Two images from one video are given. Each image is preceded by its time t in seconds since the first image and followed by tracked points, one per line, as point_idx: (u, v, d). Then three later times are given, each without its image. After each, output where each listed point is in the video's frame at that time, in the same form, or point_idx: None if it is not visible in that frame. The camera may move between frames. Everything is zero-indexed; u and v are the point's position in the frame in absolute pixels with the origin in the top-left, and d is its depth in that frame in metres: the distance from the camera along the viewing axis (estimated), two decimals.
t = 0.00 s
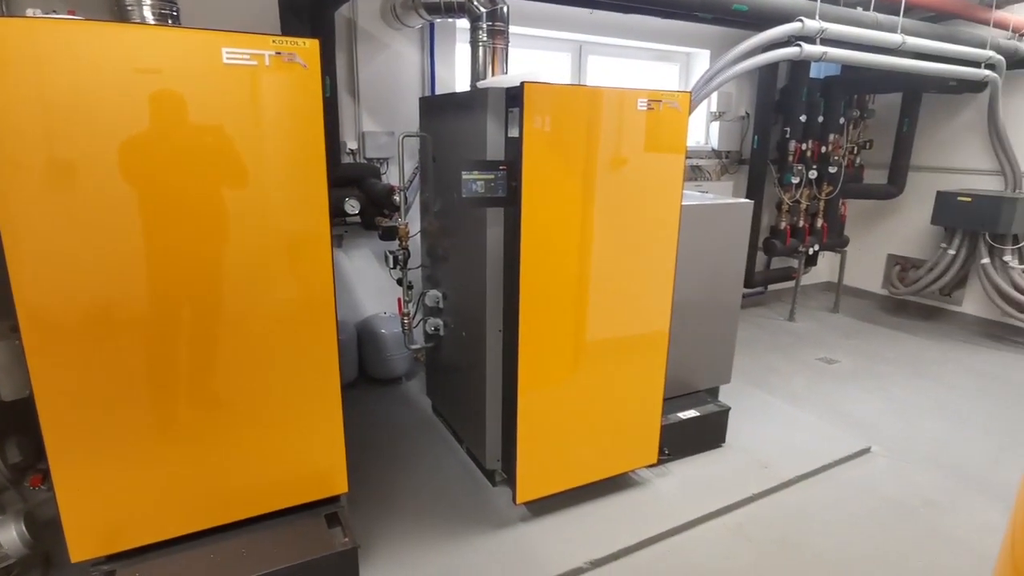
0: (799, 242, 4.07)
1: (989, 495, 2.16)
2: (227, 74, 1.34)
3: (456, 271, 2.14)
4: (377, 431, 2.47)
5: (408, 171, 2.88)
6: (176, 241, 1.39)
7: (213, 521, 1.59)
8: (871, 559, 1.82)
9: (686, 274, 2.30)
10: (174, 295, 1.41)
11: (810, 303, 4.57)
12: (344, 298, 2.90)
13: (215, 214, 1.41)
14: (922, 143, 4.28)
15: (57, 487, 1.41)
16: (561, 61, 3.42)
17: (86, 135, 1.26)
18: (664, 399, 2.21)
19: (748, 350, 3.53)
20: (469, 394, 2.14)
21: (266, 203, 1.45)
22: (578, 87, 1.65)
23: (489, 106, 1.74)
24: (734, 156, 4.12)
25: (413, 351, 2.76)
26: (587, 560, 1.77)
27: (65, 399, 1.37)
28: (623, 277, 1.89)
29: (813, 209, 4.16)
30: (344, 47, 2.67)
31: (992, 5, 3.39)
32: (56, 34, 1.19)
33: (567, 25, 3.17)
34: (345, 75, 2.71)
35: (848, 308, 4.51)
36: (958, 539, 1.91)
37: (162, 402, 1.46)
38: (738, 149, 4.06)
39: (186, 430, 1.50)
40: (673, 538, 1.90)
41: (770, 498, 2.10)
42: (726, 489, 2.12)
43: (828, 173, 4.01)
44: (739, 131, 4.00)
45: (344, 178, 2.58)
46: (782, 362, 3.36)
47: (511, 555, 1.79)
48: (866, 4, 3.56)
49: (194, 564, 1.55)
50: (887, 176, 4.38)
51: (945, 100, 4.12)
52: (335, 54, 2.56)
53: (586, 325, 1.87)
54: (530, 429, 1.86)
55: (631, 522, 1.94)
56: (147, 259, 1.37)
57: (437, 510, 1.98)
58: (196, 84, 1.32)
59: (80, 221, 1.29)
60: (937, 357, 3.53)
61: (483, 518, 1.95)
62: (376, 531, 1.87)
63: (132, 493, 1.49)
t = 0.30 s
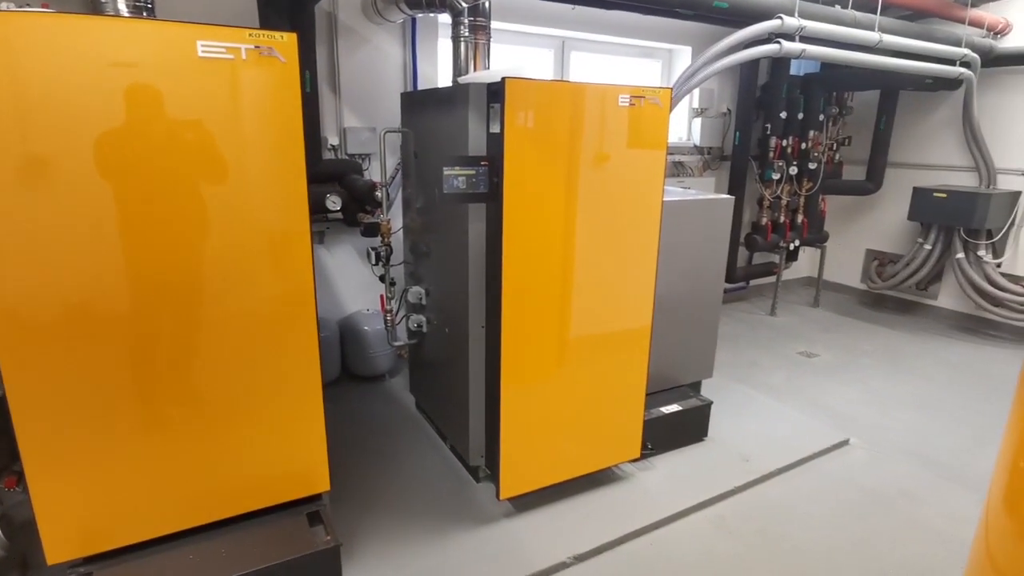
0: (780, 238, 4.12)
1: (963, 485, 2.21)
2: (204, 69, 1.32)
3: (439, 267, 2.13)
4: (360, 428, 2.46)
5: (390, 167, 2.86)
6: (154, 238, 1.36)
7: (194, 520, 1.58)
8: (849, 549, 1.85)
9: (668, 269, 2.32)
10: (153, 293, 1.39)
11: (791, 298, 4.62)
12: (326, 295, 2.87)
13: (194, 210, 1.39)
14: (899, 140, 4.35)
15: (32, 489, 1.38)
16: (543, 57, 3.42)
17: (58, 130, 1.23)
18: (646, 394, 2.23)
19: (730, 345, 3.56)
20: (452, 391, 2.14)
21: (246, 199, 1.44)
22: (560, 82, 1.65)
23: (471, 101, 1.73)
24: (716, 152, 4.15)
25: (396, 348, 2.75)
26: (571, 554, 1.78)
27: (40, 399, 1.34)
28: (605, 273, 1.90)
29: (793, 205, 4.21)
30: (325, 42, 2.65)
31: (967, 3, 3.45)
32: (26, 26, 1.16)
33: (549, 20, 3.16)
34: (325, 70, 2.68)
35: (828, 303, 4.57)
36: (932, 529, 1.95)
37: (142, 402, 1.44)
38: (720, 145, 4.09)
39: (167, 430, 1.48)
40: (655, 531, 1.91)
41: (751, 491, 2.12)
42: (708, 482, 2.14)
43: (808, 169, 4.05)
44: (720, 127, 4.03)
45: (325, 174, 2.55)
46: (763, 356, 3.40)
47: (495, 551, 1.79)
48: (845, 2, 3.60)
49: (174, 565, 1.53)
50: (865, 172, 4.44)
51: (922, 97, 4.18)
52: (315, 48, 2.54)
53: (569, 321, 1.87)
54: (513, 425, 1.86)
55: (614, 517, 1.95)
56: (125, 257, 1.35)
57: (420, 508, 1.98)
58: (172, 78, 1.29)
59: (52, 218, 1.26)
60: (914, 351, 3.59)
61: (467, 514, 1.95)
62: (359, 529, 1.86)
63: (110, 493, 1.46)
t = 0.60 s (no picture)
0: (774, 237, 4.14)
1: (956, 483, 2.21)
2: (194, 66, 1.31)
3: (432, 266, 2.12)
4: (354, 428, 2.45)
5: (383, 166, 2.84)
6: (146, 237, 1.35)
7: (187, 522, 1.56)
8: (842, 547, 1.85)
9: (662, 268, 2.32)
10: (145, 293, 1.38)
11: (785, 297, 4.63)
12: (319, 294, 2.86)
13: (187, 208, 1.38)
14: (893, 138, 4.36)
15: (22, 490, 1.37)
16: (538, 56, 3.41)
17: (46, 128, 1.21)
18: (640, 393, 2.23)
19: (725, 343, 3.57)
20: (446, 390, 2.13)
21: (239, 198, 1.42)
22: (553, 81, 1.64)
23: (464, 100, 1.72)
24: (710, 151, 4.15)
25: (390, 347, 2.74)
26: (566, 554, 1.77)
27: (30, 399, 1.32)
28: (599, 272, 1.89)
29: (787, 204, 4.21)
30: (318, 40, 2.63)
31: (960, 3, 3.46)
32: (14, 23, 1.15)
33: (543, 18, 3.16)
34: (318, 68, 2.67)
35: (822, 301, 4.58)
36: (926, 528, 1.96)
37: (133, 403, 1.42)
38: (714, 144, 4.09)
39: (159, 430, 1.47)
40: (650, 531, 1.91)
41: (745, 490, 2.13)
42: (702, 481, 2.15)
43: (802, 168, 4.06)
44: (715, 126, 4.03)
45: (319, 173, 2.54)
46: (757, 355, 3.41)
47: (489, 551, 1.79)
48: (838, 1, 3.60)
49: (166, 567, 1.52)
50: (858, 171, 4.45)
51: (915, 96, 4.19)
52: (308, 46, 2.52)
53: (563, 320, 1.87)
54: (507, 424, 1.85)
55: (609, 516, 1.95)
56: (116, 255, 1.33)
57: (415, 508, 1.97)
58: (162, 75, 1.28)
59: (41, 217, 1.25)
60: (907, 349, 3.60)
61: (461, 514, 1.94)
62: (353, 530, 1.85)
63: (101, 495, 1.45)
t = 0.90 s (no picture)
0: (763, 234, 4.15)
1: (943, 478, 2.24)
2: (178, 62, 1.28)
3: (422, 264, 2.11)
4: (343, 428, 2.43)
5: (372, 164, 2.82)
6: (130, 236, 1.32)
7: (174, 525, 1.54)
8: (832, 543, 1.86)
9: (653, 266, 2.32)
10: (130, 293, 1.35)
11: (774, 293, 4.66)
12: (308, 293, 2.84)
13: (172, 207, 1.35)
14: (880, 136, 4.39)
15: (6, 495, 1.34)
16: (527, 52, 3.39)
17: (27, 126, 1.19)
18: (632, 391, 2.22)
19: (715, 340, 3.58)
20: (437, 390, 2.12)
21: (225, 196, 1.40)
22: (543, 78, 1.63)
23: (453, 97, 1.71)
24: (700, 148, 4.16)
25: (379, 346, 2.72)
26: (558, 553, 1.77)
27: (14, 402, 1.30)
28: (589, 270, 1.89)
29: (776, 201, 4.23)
30: (305, 36, 2.60)
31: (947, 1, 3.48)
32: None
33: (532, 15, 3.14)
34: (306, 64, 2.64)
35: (811, 298, 4.61)
36: (914, 523, 1.98)
37: (119, 405, 1.40)
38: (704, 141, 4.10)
39: (145, 433, 1.44)
40: (642, 529, 1.91)
41: (736, 487, 2.13)
42: (693, 479, 2.15)
43: (791, 165, 4.08)
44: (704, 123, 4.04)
45: (306, 170, 2.51)
46: (747, 352, 3.42)
47: (480, 551, 1.78)
48: None
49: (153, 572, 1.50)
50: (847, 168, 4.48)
51: (902, 94, 4.22)
52: (295, 42, 2.49)
53: (554, 318, 1.86)
54: (498, 423, 1.85)
55: (600, 515, 1.95)
56: (102, 254, 1.31)
57: (406, 507, 1.95)
58: (145, 71, 1.25)
59: (22, 216, 1.22)
60: (894, 345, 3.63)
61: (452, 514, 1.93)
62: (344, 531, 1.83)
63: (88, 499, 1.43)
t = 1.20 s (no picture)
0: (752, 231, 4.17)
1: (931, 473, 2.25)
2: (160, 57, 1.25)
3: (411, 263, 2.09)
4: (332, 429, 2.40)
5: (360, 161, 2.79)
6: (114, 236, 1.29)
7: (160, 531, 1.51)
8: (822, 540, 1.87)
9: (644, 264, 2.31)
10: (114, 294, 1.32)
11: (762, 290, 4.68)
12: (295, 292, 2.80)
13: (157, 205, 1.32)
14: (866, 133, 4.42)
15: None
16: (516, 49, 3.37)
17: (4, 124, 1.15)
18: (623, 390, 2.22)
19: (704, 338, 3.59)
20: (427, 390, 2.10)
21: (211, 195, 1.37)
22: (533, 75, 1.62)
23: (443, 94, 1.69)
24: (689, 145, 4.16)
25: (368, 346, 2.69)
26: (551, 554, 1.76)
27: None
28: (581, 269, 1.88)
29: (764, 198, 4.25)
30: (290, 31, 2.56)
31: None
32: None
33: (521, 11, 3.12)
34: (291, 60, 2.60)
35: (798, 295, 4.64)
36: (902, 518, 1.99)
37: (103, 409, 1.37)
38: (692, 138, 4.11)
39: (131, 437, 1.41)
40: (634, 529, 1.90)
41: (727, 485, 2.14)
42: (684, 477, 2.15)
43: (779, 162, 4.09)
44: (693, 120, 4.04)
45: (293, 168, 2.48)
46: (736, 348, 3.44)
47: (472, 553, 1.76)
48: None
49: None
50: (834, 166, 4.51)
51: (887, 92, 4.25)
52: (280, 38, 2.45)
53: (544, 317, 1.85)
54: (490, 423, 1.83)
55: (593, 515, 1.94)
56: (84, 254, 1.27)
57: (398, 509, 1.94)
58: (126, 66, 1.22)
59: None
60: (881, 341, 3.66)
61: (444, 515, 1.92)
62: (334, 533, 1.81)
63: (72, 505, 1.39)
